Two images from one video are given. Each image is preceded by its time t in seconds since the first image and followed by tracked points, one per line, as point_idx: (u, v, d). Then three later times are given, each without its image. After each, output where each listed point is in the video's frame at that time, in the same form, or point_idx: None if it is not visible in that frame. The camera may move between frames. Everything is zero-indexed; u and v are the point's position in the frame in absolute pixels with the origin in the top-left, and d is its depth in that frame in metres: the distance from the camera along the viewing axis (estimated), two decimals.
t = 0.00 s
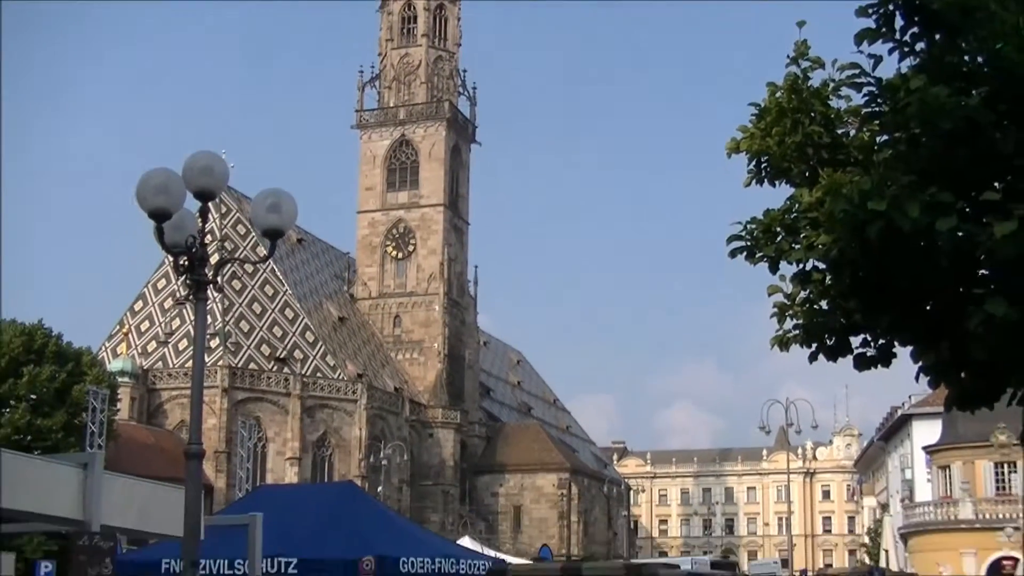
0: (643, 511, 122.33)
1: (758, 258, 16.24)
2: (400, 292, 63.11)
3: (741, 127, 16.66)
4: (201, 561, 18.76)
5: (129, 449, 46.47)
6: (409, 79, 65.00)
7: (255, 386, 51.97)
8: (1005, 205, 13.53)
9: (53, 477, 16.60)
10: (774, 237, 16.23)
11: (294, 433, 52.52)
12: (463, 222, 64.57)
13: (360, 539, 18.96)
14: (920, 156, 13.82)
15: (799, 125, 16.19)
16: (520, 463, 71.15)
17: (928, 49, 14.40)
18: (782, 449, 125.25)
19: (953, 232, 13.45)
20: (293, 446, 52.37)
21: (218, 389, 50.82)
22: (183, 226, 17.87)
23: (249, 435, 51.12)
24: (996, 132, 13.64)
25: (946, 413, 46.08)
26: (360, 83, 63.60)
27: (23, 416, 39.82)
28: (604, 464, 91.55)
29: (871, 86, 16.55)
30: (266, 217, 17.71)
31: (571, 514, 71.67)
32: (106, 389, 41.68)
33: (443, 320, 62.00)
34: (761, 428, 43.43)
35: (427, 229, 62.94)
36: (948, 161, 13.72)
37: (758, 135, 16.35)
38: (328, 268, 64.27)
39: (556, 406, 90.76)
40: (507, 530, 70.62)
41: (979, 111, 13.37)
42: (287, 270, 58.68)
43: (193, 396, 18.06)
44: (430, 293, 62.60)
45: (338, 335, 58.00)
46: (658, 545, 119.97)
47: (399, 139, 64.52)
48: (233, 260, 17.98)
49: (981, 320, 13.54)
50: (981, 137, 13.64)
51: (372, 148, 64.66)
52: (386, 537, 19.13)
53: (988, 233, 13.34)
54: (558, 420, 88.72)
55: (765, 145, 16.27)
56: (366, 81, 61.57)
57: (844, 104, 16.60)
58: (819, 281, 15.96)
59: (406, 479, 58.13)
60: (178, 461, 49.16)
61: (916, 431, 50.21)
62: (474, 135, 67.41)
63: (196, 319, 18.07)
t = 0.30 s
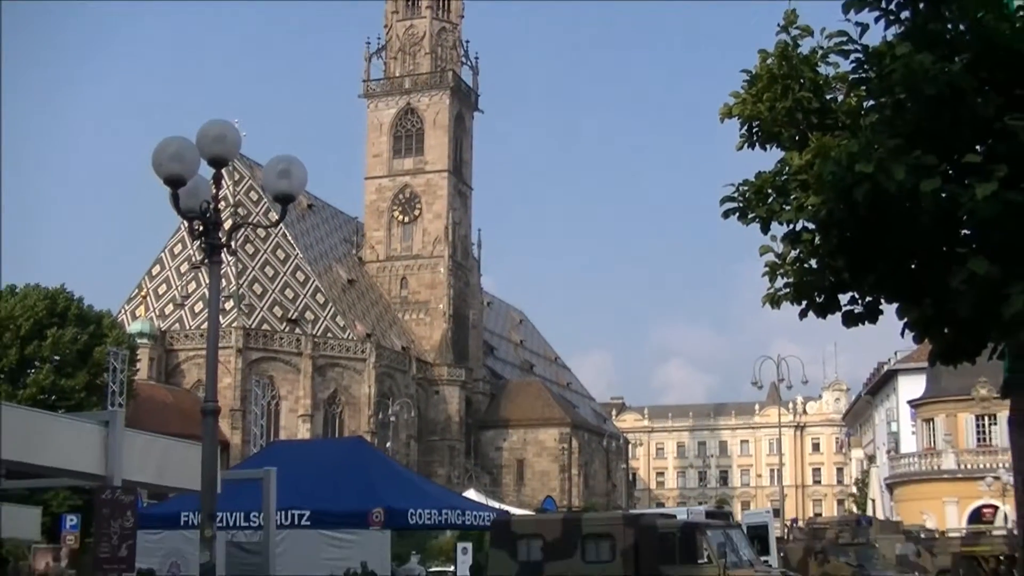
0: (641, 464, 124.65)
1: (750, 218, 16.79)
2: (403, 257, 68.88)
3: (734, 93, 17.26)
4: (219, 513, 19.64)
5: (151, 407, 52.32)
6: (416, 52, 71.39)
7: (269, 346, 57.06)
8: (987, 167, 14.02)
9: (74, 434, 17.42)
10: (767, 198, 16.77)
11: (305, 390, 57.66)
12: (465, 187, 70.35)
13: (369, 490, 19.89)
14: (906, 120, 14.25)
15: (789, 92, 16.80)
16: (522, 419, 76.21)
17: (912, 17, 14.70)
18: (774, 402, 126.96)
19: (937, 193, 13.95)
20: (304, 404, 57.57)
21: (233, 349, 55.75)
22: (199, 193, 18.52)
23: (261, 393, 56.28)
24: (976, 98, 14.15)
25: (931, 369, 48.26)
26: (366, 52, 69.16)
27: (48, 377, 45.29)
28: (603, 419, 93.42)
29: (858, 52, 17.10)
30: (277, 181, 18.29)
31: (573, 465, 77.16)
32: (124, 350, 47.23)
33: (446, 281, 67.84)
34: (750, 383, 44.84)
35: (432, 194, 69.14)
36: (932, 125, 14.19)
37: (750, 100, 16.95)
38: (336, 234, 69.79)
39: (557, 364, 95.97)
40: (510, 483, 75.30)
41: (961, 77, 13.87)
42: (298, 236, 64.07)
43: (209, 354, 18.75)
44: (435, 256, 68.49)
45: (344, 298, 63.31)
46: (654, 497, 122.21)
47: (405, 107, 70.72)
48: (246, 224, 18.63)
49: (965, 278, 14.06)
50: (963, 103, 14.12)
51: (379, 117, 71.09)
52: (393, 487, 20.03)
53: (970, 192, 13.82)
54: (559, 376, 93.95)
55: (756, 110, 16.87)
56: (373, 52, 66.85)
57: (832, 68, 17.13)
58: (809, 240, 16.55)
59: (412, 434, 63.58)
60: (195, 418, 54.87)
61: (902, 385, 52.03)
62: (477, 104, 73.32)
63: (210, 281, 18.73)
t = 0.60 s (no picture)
0: (639, 446, 125.71)
1: (745, 205, 17.17)
2: (410, 246, 71.69)
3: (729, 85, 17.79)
4: (233, 493, 20.47)
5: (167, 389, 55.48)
6: (420, 47, 74.19)
7: (280, 332, 59.66)
8: (974, 156, 13.60)
9: (93, 417, 18.12)
10: (760, 187, 17.23)
11: (315, 375, 60.22)
12: (469, 178, 73.09)
13: (378, 473, 20.54)
14: (893, 112, 13.89)
15: (781, 85, 17.31)
16: (525, 401, 77.07)
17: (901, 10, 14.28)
18: (767, 384, 128.05)
19: (924, 182, 13.62)
20: (314, 388, 60.01)
21: (245, 335, 58.55)
22: (212, 182, 19.01)
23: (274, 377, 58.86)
24: (962, 90, 13.71)
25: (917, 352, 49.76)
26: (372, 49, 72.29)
27: (68, 361, 48.28)
28: (602, 402, 94.25)
29: (847, 46, 17.61)
30: (287, 173, 18.88)
31: (573, 447, 78.00)
32: (139, 335, 50.24)
33: (452, 269, 70.53)
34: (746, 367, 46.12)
35: (438, 185, 71.86)
36: (919, 115, 13.82)
37: (744, 93, 17.50)
38: (346, 224, 73.08)
39: (558, 349, 97.37)
40: (513, 464, 76.52)
41: (949, 70, 13.49)
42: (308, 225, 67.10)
43: (221, 339, 19.43)
44: (440, 245, 71.22)
45: (352, 285, 65.99)
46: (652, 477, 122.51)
47: (412, 100, 73.51)
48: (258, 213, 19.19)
49: (950, 264, 13.69)
50: (948, 95, 13.70)
51: (384, 111, 73.96)
52: (402, 469, 20.72)
53: (957, 181, 13.51)
54: (561, 360, 95.65)
55: (749, 102, 17.42)
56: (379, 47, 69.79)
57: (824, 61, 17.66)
58: (801, 227, 17.01)
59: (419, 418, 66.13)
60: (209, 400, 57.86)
61: (889, 368, 53.38)
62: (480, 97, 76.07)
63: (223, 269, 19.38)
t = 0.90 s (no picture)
0: (640, 429, 126.86)
1: (741, 195, 16.85)
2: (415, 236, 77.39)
3: (725, 78, 17.38)
4: (246, 474, 21.03)
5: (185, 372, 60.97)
6: (428, 46, 79.87)
7: (291, 319, 64.37)
8: (965, 149, 12.98)
9: (108, 398, 18.65)
10: (756, 177, 16.88)
11: (325, 360, 64.77)
12: (474, 170, 78.83)
13: (387, 455, 21.26)
14: (884, 105, 13.26)
15: (777, 80, 16.89)
16: (530, 386, 80.80)
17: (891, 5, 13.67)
18: (765, 369, 129.56)
19: (915, 174, 12.93)
20: (325, 371, 64.70)
21: (259, 321, 63.06)
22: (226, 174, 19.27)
23: (286, 362, 63.46)
24: (951, 84, 13.20)
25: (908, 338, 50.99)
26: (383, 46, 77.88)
27: (88, 348, 49.92)
28: (605, 385, 97.70)
29: (845, 40, 17.29)
30: (300, 164, 19.21)
31: (575, 430, 82.04)
32: (156, 322, 51.24)
33: (458, 257, 76.48)
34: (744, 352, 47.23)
35: (443, 177, 77.67)
36: (910, 109, 13.23)
37: (740, 87, 17.11)
38: (355, 214, 78.84)
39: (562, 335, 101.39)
40: (518, 446, 80.20)
41: (940, 66, 13.00)
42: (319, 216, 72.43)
43: (236, 325, 20.04)
44: (447, 235, 77.17)
45: (360, 274, 70.91)
46: (652, 459, 123.39)
47: (419, 95, 79.20)
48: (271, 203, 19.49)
49: (941, 253, 12.89)
50: (938, 90, 13.19)
51: (393, 105, 79.55)
52: (411, 451, 21.43)
53: (947, 172, 12.83)
54: (563, 345, 99.44)
55: (746, 96, 17.02)
56: (389, 45, 75.33)
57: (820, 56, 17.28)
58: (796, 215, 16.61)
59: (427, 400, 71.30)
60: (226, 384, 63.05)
61: (881, 353, 54.42)
62: (484, 92, 81.80)
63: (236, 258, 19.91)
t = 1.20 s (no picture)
0: (641, 403, 127.55)
1: (739, 171, 15.02)
2: (417, 213, 78.50)
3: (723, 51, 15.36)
4: (248, 451, 21.06)
5: (188, 350, 61.87)
6: (427, 21, 80.34)
7: (292, 297, 65.31)
8: (964, 122, 12.20)
9: (115, 376, 18.61)
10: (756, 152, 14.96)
11: (325, 337, 65.68)
12: (474, 146, 79.48)
13: (388, 431, 21.27)
14: (884, 79, 12.51)
15: (775, 52, 14.90)
16: (529, 362, 82.65)
17: None
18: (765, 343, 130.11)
19: (914, 147, 12.29)
20: (325, 349, 65.58)
21: (259, 299, 63.87)
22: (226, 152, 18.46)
23: (286, 340, 64.45)
24: (953, 57, 12.29)
25: (909, 313, 51.71)
26: (383, 23, 78.55)
27: (89, 327, 49.91)
28: (604, 360, 99.72)
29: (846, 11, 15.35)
30: (299, 141, 18.70)
31: (575, 405, 83.51)
32: (156, 300, 51.07)
33: (458, 234, 77.25)
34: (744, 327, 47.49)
35: (443, 152, 78.33)
36: (910, 81, 12.44)
37: (739, 60, 15.09)
38: (355, 190, 80.02)
39: (562, 310, 104.33)
40: (519, 422, 81.86)
41: (940, 39, 12.06)
42: (319, 193, 73.22)
43: (237, 302, 19.92)
44: (447, 211, 77.81)
45: (361, 251, 71.98)
46: (652, 433, 123.66)
47: (419, 72, 79.70)
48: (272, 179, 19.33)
49: (939, 226, 12.31)
50: (940, 63, 12.33)
51: (392, 81, 80.20)
52: (413, 427, 21.46)
53: (947, 144, 12.19)
54: (563, 322, 102.19)
55: (745, 70, 14.99)
56: (389, 22, 75.88)
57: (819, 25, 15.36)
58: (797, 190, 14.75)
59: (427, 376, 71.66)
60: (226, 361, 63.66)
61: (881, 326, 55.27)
62: (484, 68, 82.53)
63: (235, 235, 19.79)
